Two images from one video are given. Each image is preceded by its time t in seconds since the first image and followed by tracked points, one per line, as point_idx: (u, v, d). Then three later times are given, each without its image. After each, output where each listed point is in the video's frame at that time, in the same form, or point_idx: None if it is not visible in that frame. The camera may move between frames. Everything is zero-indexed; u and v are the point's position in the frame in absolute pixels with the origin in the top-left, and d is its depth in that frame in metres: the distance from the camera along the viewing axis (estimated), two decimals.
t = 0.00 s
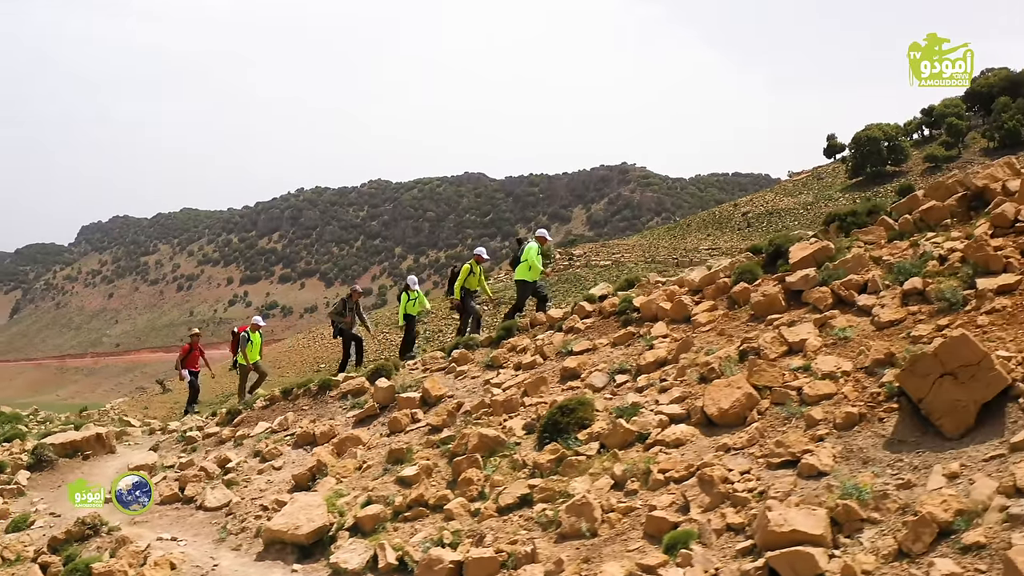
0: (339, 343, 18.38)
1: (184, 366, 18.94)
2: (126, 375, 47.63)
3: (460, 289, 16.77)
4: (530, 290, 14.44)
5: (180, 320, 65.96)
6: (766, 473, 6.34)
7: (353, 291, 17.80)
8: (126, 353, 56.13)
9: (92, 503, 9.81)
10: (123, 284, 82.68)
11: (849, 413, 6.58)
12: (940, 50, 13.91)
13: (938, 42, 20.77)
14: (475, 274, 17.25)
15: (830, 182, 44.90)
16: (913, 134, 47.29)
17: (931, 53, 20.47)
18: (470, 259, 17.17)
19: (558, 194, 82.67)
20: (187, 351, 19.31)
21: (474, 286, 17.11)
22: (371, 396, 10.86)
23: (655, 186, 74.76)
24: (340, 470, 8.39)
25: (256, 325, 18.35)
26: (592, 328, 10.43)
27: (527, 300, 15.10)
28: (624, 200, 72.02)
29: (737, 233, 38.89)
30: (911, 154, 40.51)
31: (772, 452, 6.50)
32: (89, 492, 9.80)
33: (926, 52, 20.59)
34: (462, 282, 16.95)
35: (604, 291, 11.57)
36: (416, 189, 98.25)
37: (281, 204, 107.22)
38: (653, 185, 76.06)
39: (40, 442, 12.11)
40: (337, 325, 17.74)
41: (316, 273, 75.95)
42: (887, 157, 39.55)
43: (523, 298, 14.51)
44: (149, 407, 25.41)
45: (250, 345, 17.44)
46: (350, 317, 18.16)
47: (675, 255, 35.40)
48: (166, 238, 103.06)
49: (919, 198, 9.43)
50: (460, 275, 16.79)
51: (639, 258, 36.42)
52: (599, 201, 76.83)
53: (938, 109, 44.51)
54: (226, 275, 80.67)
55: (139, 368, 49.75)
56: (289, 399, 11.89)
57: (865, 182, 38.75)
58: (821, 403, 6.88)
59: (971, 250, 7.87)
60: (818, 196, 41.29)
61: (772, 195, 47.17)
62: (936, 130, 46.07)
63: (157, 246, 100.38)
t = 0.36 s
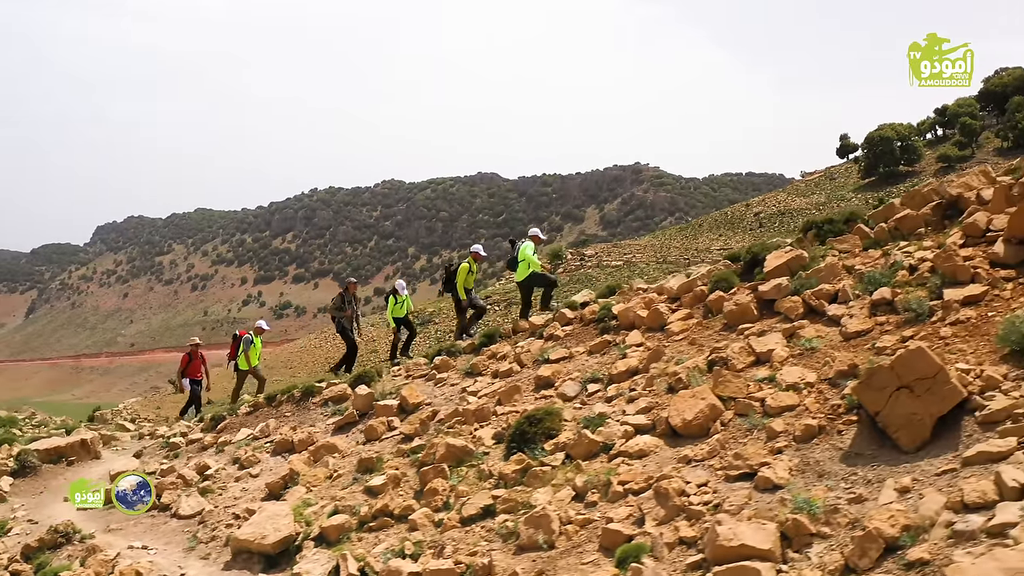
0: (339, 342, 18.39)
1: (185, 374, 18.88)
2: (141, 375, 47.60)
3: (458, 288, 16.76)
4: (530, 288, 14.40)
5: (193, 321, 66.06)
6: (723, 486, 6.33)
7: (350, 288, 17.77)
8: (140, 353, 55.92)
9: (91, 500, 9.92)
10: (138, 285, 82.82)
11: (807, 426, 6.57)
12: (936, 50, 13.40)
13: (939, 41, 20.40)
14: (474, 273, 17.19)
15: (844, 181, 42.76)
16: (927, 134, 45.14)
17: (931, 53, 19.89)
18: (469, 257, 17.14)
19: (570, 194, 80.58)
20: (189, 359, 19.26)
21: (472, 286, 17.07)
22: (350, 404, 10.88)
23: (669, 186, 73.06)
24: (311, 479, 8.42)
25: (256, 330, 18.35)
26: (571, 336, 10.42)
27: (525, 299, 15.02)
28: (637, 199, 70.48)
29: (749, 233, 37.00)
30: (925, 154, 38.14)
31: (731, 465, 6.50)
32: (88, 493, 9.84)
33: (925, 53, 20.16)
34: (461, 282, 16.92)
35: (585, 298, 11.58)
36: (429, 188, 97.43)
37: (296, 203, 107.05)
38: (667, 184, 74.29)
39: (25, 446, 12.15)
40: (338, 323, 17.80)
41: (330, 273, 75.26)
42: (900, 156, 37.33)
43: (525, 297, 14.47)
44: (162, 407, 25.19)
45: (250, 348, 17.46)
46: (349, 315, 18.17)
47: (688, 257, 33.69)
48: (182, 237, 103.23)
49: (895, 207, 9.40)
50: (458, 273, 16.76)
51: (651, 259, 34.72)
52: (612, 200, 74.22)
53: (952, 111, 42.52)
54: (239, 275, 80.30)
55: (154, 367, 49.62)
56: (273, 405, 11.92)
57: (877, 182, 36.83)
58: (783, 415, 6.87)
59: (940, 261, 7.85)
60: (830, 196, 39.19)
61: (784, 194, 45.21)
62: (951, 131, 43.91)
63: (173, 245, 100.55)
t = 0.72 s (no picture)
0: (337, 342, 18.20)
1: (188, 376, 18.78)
2: (157, 375, 47.60)
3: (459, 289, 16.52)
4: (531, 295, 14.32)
5: (209, 320, 66.21)
6: (681, 499, 6.32)
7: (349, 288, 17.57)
8: (156, 352, 55.79)
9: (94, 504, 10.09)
10: (154, 285, 82.99)
11: (767, 438, 6.57)
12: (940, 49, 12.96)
13: (939, 43, 19.11)
14: (475, 275, 16.97)
15: (859, 182, 41.62)
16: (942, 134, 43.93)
17: (931, 54, 18.72)
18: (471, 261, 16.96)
19: (586, 193, 79.78)
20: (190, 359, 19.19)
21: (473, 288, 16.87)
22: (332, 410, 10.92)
23: (684, 186, 72.27)
24: (283, 488, 8.47)
25: (255, 326, 18.30)
26: (550, 343, 10.44)
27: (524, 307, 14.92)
28: (652, 200, 69.82)
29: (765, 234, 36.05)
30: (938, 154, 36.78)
31: (689, 476, 6.49)
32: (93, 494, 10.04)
33: (925, 52, 18.86)
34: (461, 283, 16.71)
35: (568, 304, 11.58)
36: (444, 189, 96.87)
37: (312, 203, 106.83)
38: (683, 185, 73.52)
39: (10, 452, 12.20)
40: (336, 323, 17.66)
41: (344, 273, 74.81)
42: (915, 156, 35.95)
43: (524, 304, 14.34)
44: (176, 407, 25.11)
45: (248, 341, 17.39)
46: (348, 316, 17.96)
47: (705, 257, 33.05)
48: (200, 236, 103.15)
49: (872, 216, 9.38)
50: (458, 275, 16.55)
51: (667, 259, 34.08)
52: (627, 200, 73.72)
53: (968, 109, 41.31)
54: (256, 274, 80.30)
55: (171, 366, 49.54)
56: (258, 411, 11.97)
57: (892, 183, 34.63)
58: (745, 426, 6.87)
59: (909, 271, 7.84)
60: (845, 196, 38.00)
61: (797, 194, 44.38)
62: (967, 130, 42.67)
63: (190, 245, 100.34)
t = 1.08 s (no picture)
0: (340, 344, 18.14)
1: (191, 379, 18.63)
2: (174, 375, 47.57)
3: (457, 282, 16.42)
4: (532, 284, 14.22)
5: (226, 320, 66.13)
6: (641, 508, 6.33)
7: (352, 288, 17.51)
8: (174, 352, 55.69)
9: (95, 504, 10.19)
10: (172, 286, 83.11)
11: (729, 447, 6.56)
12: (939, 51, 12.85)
13: (939, 42, 18.84)
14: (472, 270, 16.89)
15: (877, 182, 40.72)
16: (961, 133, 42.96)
17: (932, 53, 18.39)
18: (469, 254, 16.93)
19: (603, 192, 79.07)
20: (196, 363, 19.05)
21: (470, 281, 16.89)
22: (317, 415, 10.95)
23: (701, 186, 71.51)
24: (258, 494, 8.50)
25: (256, 330, 18.13)
26: (534, 349, 10.44)
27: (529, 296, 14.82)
28: (669, 199, 69.10)
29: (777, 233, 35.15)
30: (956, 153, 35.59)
31: (651, 486, 6.50)
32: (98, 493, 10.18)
33: (925, 53, 18.53)
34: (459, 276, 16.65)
35: (554, 309, 11.58)
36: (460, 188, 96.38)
37: (330, 202, 106.65)
38: (700, 183, 72.72)
39: None
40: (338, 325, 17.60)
41: (362, 273, 74.41)
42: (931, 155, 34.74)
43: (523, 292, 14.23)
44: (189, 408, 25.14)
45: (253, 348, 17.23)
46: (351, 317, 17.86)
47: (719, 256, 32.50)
48: (217, 235, 103.19)
49: (851, 222, 9.35)
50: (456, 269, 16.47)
51: (682, 259, 33.60)
52: (644, 200, 73.02)
53: (987, 108, 40.41)
54: (274, 275, 79.97)
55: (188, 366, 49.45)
56: (246, 416, 12.02)
57: (905, 181, 33.19)
58: (710, 435, 6.86)
59: (881, 279, 7.81)
60: (862, 197, 37.05)
61: (813, 194, 43.76)
62: (987, 129, 41.60)
63: (208, 244, 100.28)
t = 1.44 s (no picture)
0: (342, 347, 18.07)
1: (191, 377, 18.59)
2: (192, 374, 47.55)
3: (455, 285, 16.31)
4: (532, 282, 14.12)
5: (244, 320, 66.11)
6: (602, 515, 6.35)
7: (351, 289, 17.43)
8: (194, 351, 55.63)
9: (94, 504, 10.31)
10: (191, 286, 83.24)
11: (692, 454, 6.57)
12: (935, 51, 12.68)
13: (940, 42, 18.61)
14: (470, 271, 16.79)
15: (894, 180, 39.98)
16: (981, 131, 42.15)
17: (931, 53, 18.20)
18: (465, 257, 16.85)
19: (621, 192, 78.49)
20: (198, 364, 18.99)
21: (469, 284, 16.74)
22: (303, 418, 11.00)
23: (719, 185, 70.88)
24: (235, 498, 8.56)
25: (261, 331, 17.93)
26: (517, 354, 10.45)
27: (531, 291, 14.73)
28: (687, 198, 68.52)
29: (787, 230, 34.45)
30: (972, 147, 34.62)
31: (613, 492, 6.51)
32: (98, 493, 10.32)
33: (925, 52, 18.33)
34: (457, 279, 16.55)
35: (540, 314, 11.59)
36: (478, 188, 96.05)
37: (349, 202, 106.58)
38: (717, 183, 72.09)
39: None
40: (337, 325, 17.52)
41: (380, 272, 74.15)
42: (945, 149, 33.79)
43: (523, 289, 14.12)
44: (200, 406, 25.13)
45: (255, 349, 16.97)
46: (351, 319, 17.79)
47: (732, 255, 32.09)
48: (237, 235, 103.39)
49: (830, 228, 9.34)
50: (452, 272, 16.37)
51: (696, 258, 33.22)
52: (662, 199, 72.45)
53: (1005, 107, 39.60)
54: (292, 274, 79.90)
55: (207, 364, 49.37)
56: (235, 419, 12.08)
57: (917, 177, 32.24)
58: (675, 441, 6.87)
59: (853, 285, 7.81)
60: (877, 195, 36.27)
61: (830, 194, 43.17)
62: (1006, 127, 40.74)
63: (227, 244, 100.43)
